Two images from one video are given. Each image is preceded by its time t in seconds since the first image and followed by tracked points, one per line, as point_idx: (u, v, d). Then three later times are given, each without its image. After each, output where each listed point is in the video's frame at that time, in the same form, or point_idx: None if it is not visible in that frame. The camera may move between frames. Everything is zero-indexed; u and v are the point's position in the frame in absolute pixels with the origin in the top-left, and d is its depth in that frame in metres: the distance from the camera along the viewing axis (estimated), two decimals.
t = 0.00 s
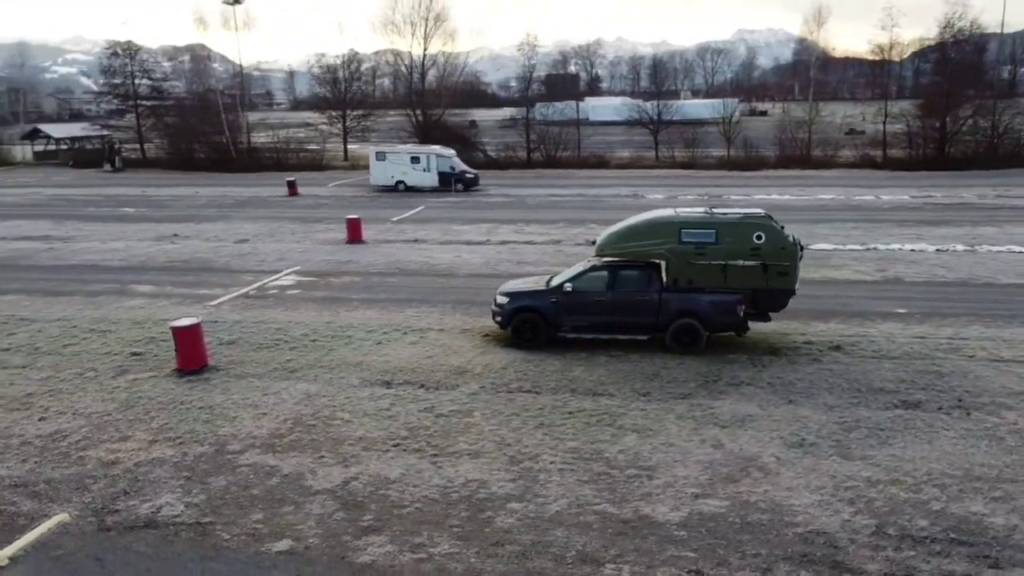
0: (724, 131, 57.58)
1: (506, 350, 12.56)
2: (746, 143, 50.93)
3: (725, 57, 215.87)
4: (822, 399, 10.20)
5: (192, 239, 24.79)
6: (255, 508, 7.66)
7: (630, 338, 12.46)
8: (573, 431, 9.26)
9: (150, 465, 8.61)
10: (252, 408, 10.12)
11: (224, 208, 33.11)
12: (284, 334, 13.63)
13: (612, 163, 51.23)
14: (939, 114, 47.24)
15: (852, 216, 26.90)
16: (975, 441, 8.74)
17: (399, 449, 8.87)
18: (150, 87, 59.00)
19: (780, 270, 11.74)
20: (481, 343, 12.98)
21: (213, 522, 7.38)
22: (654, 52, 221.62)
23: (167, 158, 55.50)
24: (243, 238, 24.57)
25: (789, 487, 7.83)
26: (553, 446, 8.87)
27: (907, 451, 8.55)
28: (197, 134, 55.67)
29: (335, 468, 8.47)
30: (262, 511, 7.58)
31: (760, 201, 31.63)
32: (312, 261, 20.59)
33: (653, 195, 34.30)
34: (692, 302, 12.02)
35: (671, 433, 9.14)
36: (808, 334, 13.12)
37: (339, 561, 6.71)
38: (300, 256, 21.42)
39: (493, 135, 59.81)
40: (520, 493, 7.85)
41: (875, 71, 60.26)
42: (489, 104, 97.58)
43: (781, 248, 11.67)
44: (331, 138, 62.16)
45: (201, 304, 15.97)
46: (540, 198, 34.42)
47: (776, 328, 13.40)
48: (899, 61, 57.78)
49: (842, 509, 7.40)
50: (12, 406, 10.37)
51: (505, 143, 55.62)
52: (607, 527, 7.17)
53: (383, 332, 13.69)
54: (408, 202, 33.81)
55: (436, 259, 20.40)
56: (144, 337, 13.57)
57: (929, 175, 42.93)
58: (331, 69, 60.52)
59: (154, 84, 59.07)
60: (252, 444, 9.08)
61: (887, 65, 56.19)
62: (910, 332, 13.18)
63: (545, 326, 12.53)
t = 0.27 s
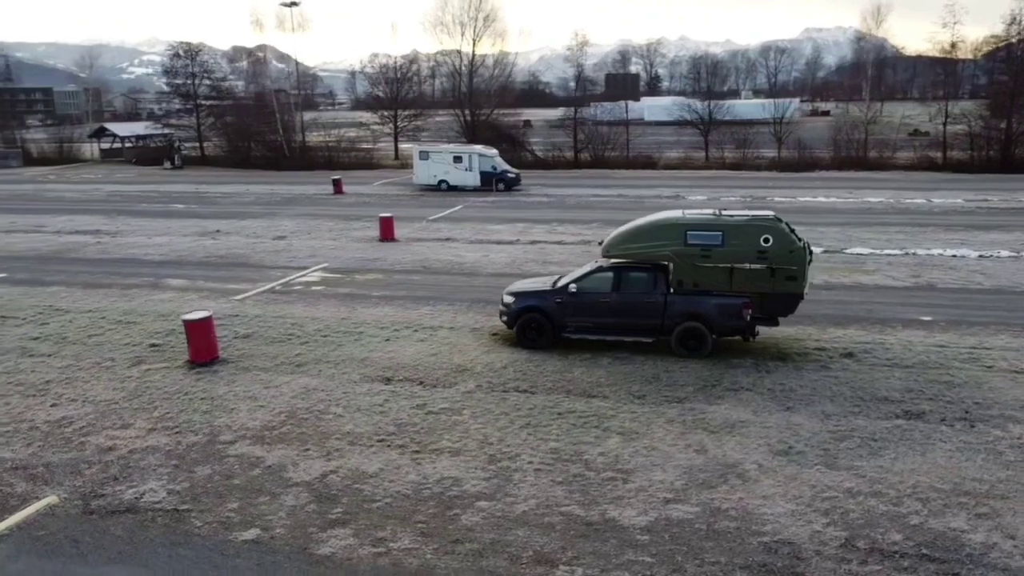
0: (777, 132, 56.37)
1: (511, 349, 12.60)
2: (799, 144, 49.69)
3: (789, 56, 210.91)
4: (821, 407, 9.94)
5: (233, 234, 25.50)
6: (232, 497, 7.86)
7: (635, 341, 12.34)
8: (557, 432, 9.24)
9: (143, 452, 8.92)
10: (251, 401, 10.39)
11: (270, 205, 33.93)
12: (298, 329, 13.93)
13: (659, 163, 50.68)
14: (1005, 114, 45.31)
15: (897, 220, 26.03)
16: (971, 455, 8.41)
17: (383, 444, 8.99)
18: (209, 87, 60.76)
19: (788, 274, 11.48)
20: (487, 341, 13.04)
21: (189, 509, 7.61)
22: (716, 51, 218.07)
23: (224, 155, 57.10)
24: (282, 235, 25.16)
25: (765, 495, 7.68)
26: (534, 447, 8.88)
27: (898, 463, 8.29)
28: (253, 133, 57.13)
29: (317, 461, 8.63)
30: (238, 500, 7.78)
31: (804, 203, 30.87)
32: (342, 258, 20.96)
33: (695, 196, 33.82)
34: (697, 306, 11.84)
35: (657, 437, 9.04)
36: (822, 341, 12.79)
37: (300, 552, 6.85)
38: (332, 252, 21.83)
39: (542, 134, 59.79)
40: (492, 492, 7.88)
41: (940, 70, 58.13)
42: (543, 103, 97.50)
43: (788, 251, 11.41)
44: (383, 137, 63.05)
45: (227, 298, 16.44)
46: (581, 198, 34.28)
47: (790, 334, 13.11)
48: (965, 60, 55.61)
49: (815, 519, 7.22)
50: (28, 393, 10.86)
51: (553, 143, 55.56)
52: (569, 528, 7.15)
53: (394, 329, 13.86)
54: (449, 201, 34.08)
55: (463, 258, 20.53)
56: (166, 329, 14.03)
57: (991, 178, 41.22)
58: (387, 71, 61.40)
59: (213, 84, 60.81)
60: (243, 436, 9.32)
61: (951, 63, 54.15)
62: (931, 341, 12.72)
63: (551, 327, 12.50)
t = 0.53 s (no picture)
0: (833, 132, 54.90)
1: (515, 348, 12.63)
2: (854, 145, 48.29)
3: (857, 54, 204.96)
4: (817, 416, 9.70)
5: (272, 231, 26.13)
6: (211, 486, 8.09)
7: (639, 344, 12.22)
8: (540, 433, 9.23)
9: (138, 440, 9.24)
10: (250, 393, 10.65)
11: (314, 203, 34.61)
12: (312, 325, 14.22)
13: (708, 163, 49.92)
14: None
15: (944, 224, 25.12)
16: (961, 469, 8.11)
17: (366, 440, 9.13)
18: (266, 87, 62.27)
19: (793, 278, 11.22)
20: (493, 340, 13.09)
21: (168, 496, 7.87)
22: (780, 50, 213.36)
23: (277, 153, 58.44)
24: (318, 232, 25.67)
25: (736, 502, 7.54)
26: (515, 446, 8.90)
27: (883, 475, 8.03)
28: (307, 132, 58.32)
29: (300, 454, 8.82)
30: (216, 490, 8.00)
31: (850, 206, 30.03)
32: (370, 255, 21.26)
33: (737, 198, 33.22)
34: (701, 309, 11.67)
35: (639, 441, 8.96)
36: (834, 347, 12.47)
37: (263, 542, 7.01)
38: (363, 250, 22.18)
39: (591, 134, 59.48)
40: (462, 490, 7.93)
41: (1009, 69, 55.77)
42: (596, 102, 96.95)
43: (795, 255, 11.16)
44: (434, 136, 63.62)
45: (251, 294, 16.87)
46: (621, 198, 34.02)
47: (801, 340, 12.81)
48: None
49: (782, 530, 7.06)
50: (45, 380, 11.35)
51: (602, 142, 55.24)
52: (529, 529, 7.15)
53: (405, 327, 14.02)
54: (489, 200, 34.22)
55: (489, 257, 20.62)
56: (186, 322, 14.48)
57: None
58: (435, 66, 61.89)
59: (270, 84, 62.29)
60: (235, 427, 9.57)
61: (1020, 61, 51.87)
62: (950, 350, 12.26)
63: (555, 327, 12.48)
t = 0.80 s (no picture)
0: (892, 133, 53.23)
1: (517, 348, 12.66)
2: (911, 145, 46.73)
3: (927, 51, 198.08)
4: (808, 424, 9.46)
5: (309, 228, 26.67)
6: (191, 475, 8.33)
7: (641, 346, 12.09)
8: (521, 433, 9.24)
9: (133, 428, 9.58)
10: (249, 386, 10.93)
11: (357, 201, 35.19)
12: (325, 320, 14.50)
13: (758, 164, 48.98)
14: None
15: (992, 229, 24.13)
16: (945, 482, 7.82)
17: (349, 435, 9.28)
18: (320, 87, 63.48)
19: (796, 282, 10.97)
20: (498, 339, 13.14)
21: (149, 483, 8.14)
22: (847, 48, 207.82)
23: (329, 152, 59.53)
24: (353, 230, 26.12)
25: (702, 509, 7.42)
26: (493, 445, 8.94)
27: (862, 486, 7.80)
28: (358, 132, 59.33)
29: (283, 447, 9.01)
30: (194, 479, 8.24)
31: (897, 209, 29.09)
32: (398, 253, 21.55)
33: (781, 200, 32.53)
34: (702, 312, 11.49)
35: (618, 443, 8.90)
36: (843, 355, 12.14)
37: (226, 530, 7.19)
38: (392, 248, 22.46)
39: (640, 135, 58.93)
40: (429, 488, 7.99)
41: None
42: (650, 101, 95.96)
43: (798, 258, 10.90)
44: (483, 136, 63.99)
45: (275, 289, 17.26)
46: (661, 199, 33.66)
47: (811, 347, 12.51)
48: None
49: (743, 538, 6.93)
50: (62, 369, 11.85)
51: (650, 143, 54.74)
52: (487, 528, 7.17)
53: (414, 325, 14.19)
54: (527, 200, 34.27)
55: (514, 257, 20.67)
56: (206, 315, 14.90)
57: None
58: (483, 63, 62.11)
59: (324, 84, 63.48)
60: (227, 418, 9.84)
61: None
62: (967, 359, 11.80)
63: (557, 328, 12.43)
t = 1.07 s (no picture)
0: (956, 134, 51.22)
1: (520, 348, 12.67)
2: (974, 147, 44.89)
3: (1006, 48, 189.94)
4: (798, 432, 9.23)
5: (347, 226, 27.12)
6: (175, 463, 8.61)
7: (643, 348, 12.00)
8: (503, 433, 9.27)
9: (133, 416, 9.96)
10: (251, 379, 11.22)
11: (399, 199, 35.65)
12: (339, 317, 14.77)
13: (812, 165, 47.76)
14: None
15: None
16: (925, 497, 7.54)
17: (335, 429, 9.45)
18: (374, 87, 64.40)
19: (798, 287, 10.71)
20: (503, 338, 13.18)
21: (135, 469, 8.45)
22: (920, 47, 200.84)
23: (381, 150, 60.34)
24: (389, 228, 26.47)
25: (665, 515, 7.33)
26: (473, 444, 8.99)
27: (837, 497, 7.58)
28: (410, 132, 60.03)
29: (269, 438, 9.23)
30: (177, 466, 8.52)
31: (948, 213, 28.01)
32: (426, 251, 21.76)
33: (827, 202, 31.66)
34: (703, 315, 11.32)
35: (596, 446, 8.84)
36: (853, 364, 11.79)
37: (195, 517, 7.42)
38: (422, 246, 22.69)
39: (692, 135, 58.07)
40: (399, 484, 8.07)
41: None
42: (708, 101, 94.43)
43: (801, 262, 10.64)
44: (534, 136, 64.04)
45: (299, 285, 17.63)
46: (703, 200, 33.13)
47: (821, 354, 12.19)
48: None
49: (700, 546, 6.82)
50: (82, 357, 12.36)
51: (701, 143, 53.91)
52: (446, 526, 7.23)
53: (425, 322, 14.34)
54: (568, 200, 34.16)
55: (539, 257, 20.65)
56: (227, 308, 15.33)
57: None
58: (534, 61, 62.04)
59: (377, 84, 64.38)
60: (223, 409, 10.13)
61: None
62: (984, 371, 11.33)
63: (560, 328, 12.42)
